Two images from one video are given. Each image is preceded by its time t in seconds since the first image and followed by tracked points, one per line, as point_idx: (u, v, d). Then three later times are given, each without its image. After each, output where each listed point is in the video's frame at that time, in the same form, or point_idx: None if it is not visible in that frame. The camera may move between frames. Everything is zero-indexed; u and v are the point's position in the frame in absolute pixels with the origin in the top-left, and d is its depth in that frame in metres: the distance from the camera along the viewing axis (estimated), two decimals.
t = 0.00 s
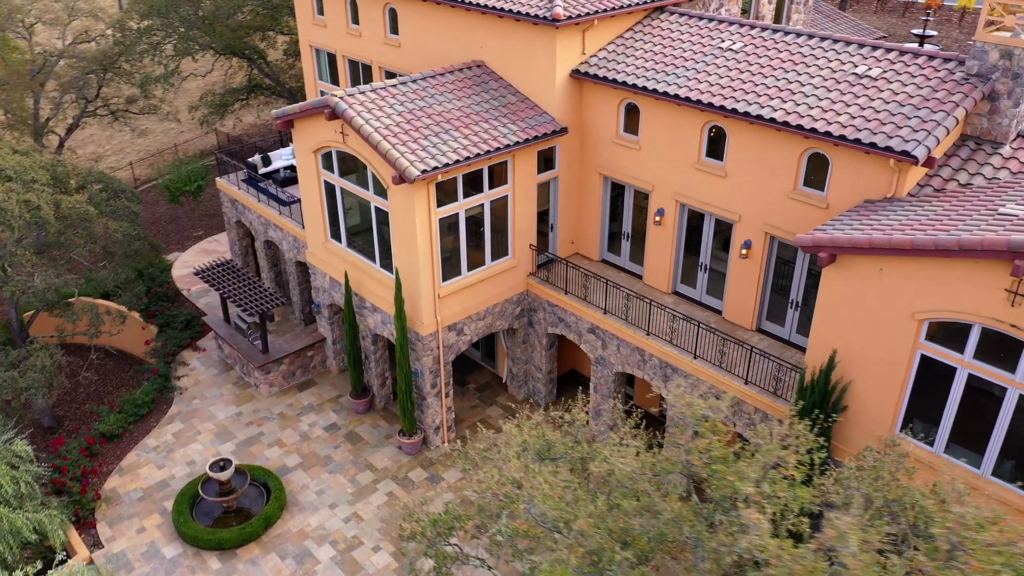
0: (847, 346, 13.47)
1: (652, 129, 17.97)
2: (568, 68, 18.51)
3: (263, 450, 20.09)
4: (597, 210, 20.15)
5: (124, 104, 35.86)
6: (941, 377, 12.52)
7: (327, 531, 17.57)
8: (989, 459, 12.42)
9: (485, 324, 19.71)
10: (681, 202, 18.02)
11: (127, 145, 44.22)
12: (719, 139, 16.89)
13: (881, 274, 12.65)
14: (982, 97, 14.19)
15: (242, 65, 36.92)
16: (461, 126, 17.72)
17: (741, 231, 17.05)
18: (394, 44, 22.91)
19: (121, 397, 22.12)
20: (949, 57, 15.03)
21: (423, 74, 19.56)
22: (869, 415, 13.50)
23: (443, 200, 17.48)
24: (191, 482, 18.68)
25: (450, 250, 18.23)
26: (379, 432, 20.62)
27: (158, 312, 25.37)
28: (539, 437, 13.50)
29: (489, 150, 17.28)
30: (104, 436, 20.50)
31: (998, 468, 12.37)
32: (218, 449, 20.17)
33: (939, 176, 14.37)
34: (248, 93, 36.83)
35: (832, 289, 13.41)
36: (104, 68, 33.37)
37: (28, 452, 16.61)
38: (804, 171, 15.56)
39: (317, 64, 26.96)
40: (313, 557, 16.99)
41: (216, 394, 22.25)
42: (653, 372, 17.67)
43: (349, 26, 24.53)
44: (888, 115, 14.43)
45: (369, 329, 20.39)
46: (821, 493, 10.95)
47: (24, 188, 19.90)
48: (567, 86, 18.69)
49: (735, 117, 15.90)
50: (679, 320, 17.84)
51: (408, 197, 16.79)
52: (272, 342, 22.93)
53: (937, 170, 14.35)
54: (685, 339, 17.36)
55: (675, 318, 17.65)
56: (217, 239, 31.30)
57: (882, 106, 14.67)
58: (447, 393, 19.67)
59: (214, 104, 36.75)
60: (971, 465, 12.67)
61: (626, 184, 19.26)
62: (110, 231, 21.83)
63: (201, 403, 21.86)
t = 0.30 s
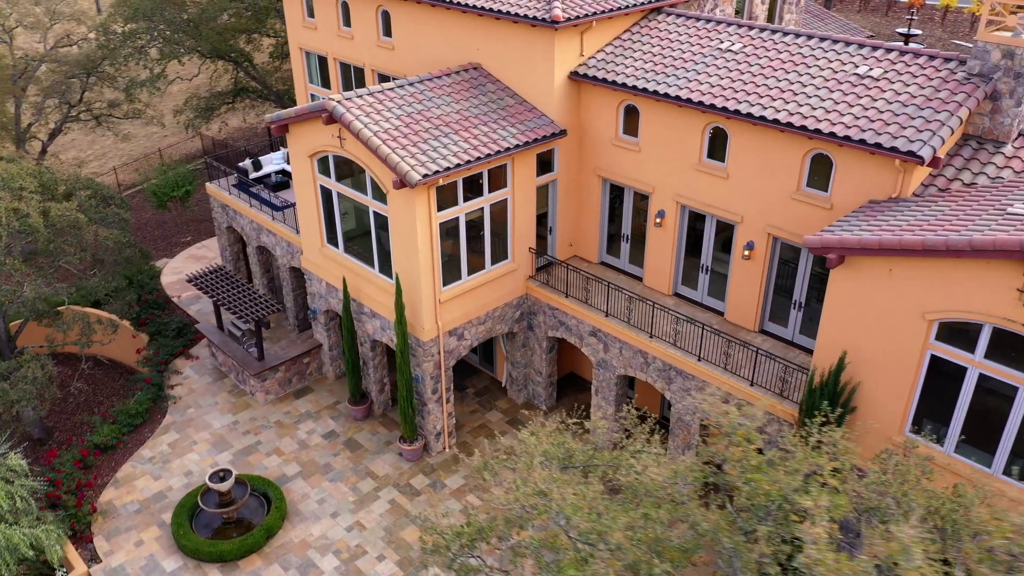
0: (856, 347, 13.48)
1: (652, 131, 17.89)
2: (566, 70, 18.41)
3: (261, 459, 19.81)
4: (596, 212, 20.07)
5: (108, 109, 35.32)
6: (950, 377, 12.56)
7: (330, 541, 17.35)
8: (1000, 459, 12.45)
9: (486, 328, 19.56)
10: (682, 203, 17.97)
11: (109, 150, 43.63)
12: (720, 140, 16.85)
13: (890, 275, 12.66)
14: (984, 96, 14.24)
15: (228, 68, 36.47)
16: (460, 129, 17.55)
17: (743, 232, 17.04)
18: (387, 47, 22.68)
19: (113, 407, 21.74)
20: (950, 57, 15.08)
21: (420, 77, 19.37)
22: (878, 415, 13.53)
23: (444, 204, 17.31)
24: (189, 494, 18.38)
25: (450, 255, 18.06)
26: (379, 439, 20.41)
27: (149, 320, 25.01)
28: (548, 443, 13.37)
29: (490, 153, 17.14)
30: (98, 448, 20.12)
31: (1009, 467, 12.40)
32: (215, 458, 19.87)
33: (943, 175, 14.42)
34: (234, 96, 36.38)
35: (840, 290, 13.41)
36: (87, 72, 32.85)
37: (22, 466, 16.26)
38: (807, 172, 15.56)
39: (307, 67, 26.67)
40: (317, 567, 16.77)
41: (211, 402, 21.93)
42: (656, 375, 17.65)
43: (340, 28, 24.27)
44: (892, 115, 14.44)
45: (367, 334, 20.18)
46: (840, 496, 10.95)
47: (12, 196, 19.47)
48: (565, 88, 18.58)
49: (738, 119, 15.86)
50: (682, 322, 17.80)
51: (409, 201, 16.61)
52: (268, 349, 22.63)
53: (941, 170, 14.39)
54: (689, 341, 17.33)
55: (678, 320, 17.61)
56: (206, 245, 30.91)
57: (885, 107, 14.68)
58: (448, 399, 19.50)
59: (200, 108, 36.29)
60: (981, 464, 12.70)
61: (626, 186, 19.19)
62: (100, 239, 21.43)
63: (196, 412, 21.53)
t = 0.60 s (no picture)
0: (868, 348, 13.47)
1: (655, 133, 17.82)
2: (568, 72, 18.30)
3: (262, 467, 19.56)
4: (598, 214, 19.98)
5: (96, 113, 34.81)
6: (963, 377, 12.57)
7: (336, 550, 17.15)
8: (1014, 459, 12.46)
9: (489, 332, 19.41)
10: (686, 205, 17.92)
11: (96, 155, 43.08)
12: (724, 141, 16.81)
13: (903, 276, 12.65)
14: (990, 96, 14.27)
15: (217, 71, 36.07)
16: (463, 132, 17.40)
17: (748, 233, 17.03)
18: (384, 49, 22.49)
19: (110, 417, 21.39)
20: (954, 57, 15.13)
21: (420, 80, 19.19)
22: (891, 415, 13.53)
23: (448, 208, 17.15)
24: (191, 504, 18.12)
25: (453, 259, 17.90)
26: (381, 445, 20.22)
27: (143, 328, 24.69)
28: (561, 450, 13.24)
29: (494, 156, 17.00)
30: (95, 458, 19.79)
31: None
32: (215, 468, 19.59)
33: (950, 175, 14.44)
34: (223, 99, 35.96)
35: (852, 291, 13.39)
36: (74, 76, 32.35)
37: (21, 479, 15.95)
38: (813, 173, 15.55)
39: (300, 70, 26.41)
40: None
41: (209, 410, 21.64)
42: (662, 377, 17.62)
43: (335, 30, 24.03)
44: (899, 116, 14.45)
45: (369, 340, 19.98)
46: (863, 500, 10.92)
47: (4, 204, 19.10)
48: (567, 90, 18.47)
49: (744, 120, 15.82)
50: (689, 324, 17.75)
51: (413, 206, 16.44)
52: (266, 355, 22.36)
53: (948, 170, 14.40)
54: (695, 343, 17.28)
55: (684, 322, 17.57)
56: (198, 250, 30.54)
57: (891, 107, 14.69)
58: (451, 404, 19.35)
59: (189, 112, 35.83)
60: (996, 465, 12.70)
61: (628, 188, 19.11)
62: (94, 246, 21.08)
63: (195, 420, 21.24)
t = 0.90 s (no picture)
0: (882, 349, 13.45)
1: (660, 135, 17.74)
2: (572, 74, 18.20)
3: (266, 475, 19.33)
4: (602, 216, 19.90)
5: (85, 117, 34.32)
6: (978, 378, 12.58)
7: (344, 559, 16.97)
8: None
9: (494, 336, 19.28)
10: (691, 207, 17.87)
11: (83, 160, 42.57)
12: (731, 142, 16.76)
13: (918, 277, 12.62)
14: (998, 96, 14.30)
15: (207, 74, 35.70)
16: (468, 135, 17.26)
17: (755, 235, 17.00)
18: (382, 51, 22.29)
19: (108, 426, 21.06)
20: (960, 56, 15.15)
21: (422, 82, 19.02)
22: (904, 416, 13.54)
23: (453, 212, 17.02)
24: (195, 514, 17.87)
25: (459, 263, 17.75)
26: (386, 451, 20.03)
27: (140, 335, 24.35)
28: (576, 457, 13.12)
29: (499, 159, 16.88)
30: (95, 469, 19.47)
31: None
32: (217, 477, 19.33)
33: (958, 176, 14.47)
34: (215, 103, 35.58)
35: (865, 292, 13.37)
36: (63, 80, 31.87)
37: (22, 492, 15.64)
38: (822, 173, 15.53)
39: (296, 72, 26.14)
40: None
41: (209, 418, 21.36)
42: (670, 379, 17.57)
43: (332, 33, 23.79)
44: (908, 116, 14.44)
45: (372, 345, 19.79)
46: (886, 504, 10.91)
47: None
48: (571, 92, 18.37)
49: (751, 121, 15.77)
50: (697, 326, 17.70)
51: (419, 210, 16.27)
52: (266, 362, 22.10)
53: (958, 169, 14.42)
54: (704, 345, 17.23)
55: (692, 324, 17.52)
56: (192, 255, 30.20)
57: (900, 107, 14.68)
58: (457, 409, 19.20)
59: (180, 115, 35.44)
60: (1012, 465, 12.71)
61: (633, 190, 19.03)
62: (89, 253, 20.74)
63: (195, 429, 20.96)
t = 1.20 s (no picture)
0: (897, 350, 13.44)
1: (667, 136, 17.66)
2: (577, 76, 18.10)
3: (271, 483, 19.11)
4: (607, 218, 19.82)
5: (75, 122, 33.83)
6: (995, 379, 12.56)
7: (353, 567, 16.80)
8: None
9: (500, 340, 19.14)
10: (698, 208, 17.82)
11: (72, 164, 42.03)
12: (739, 143, 16.71)
13: (934, 277, 12.59)
14: (1008, 95, 14.33)
15: (198, 76, 35.30)
16: (474, 138, 17.12)
17: (764, 236, 16.97)
18: (382, 53, 22.10)
19: (108, 436, 20.75)
20: (968, 56, 15.18)
21: (426, 84, 18.87)
22: (919, 417, 13.53)
23: (461, 215, 16.87)
24: (201, 524, 17.64)
25: (466, 267, 17.60)
26: (391, 457, 19.86)
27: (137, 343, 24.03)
28: (594, 464, 12.97)
29: (507, 162, 16.75)
30: (97, 479, 19.18)
31: None
32: (221, 485, 19.08)
33: (968, 176, 14.49)
34: (207, 106, 35.19)
35: (880, 293, 13.36)
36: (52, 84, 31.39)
37: (26, 505, 15.33)
38: (831, 174, 15.51)
39: (293, 76, 25.88)
40: None
41: (211, 426, 21.09)
42: (679, 382, 17.51)
43: (330, 35, 23.57)
44: (919, 116, 14.43)
45: (377, 350, 19.60)
46: (911, 507, 10.88)
47: None
48: (576, 93, 18.27)
49: (760, 122, 15.72)
50: (706, 328, 17.66)
51: (427, 214, 16.11)
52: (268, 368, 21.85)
53: (969, 169, 14.43)
54: (714, 347, 17.19)
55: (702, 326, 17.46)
56: (187, 260, 29.87)
57: (910, 107, 14.67)
58: (464, 414, 19.06)
59: (172, 119, 35.02)
60: None
61: (638, 192, 18.95)
62: (87, 260, 20.41)
63: (196, 437, 20.68)
